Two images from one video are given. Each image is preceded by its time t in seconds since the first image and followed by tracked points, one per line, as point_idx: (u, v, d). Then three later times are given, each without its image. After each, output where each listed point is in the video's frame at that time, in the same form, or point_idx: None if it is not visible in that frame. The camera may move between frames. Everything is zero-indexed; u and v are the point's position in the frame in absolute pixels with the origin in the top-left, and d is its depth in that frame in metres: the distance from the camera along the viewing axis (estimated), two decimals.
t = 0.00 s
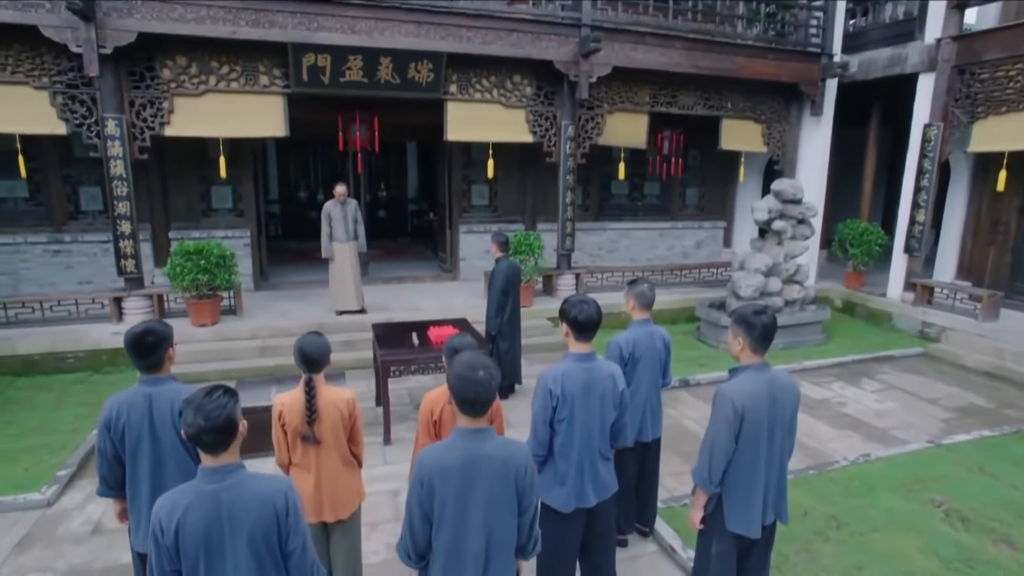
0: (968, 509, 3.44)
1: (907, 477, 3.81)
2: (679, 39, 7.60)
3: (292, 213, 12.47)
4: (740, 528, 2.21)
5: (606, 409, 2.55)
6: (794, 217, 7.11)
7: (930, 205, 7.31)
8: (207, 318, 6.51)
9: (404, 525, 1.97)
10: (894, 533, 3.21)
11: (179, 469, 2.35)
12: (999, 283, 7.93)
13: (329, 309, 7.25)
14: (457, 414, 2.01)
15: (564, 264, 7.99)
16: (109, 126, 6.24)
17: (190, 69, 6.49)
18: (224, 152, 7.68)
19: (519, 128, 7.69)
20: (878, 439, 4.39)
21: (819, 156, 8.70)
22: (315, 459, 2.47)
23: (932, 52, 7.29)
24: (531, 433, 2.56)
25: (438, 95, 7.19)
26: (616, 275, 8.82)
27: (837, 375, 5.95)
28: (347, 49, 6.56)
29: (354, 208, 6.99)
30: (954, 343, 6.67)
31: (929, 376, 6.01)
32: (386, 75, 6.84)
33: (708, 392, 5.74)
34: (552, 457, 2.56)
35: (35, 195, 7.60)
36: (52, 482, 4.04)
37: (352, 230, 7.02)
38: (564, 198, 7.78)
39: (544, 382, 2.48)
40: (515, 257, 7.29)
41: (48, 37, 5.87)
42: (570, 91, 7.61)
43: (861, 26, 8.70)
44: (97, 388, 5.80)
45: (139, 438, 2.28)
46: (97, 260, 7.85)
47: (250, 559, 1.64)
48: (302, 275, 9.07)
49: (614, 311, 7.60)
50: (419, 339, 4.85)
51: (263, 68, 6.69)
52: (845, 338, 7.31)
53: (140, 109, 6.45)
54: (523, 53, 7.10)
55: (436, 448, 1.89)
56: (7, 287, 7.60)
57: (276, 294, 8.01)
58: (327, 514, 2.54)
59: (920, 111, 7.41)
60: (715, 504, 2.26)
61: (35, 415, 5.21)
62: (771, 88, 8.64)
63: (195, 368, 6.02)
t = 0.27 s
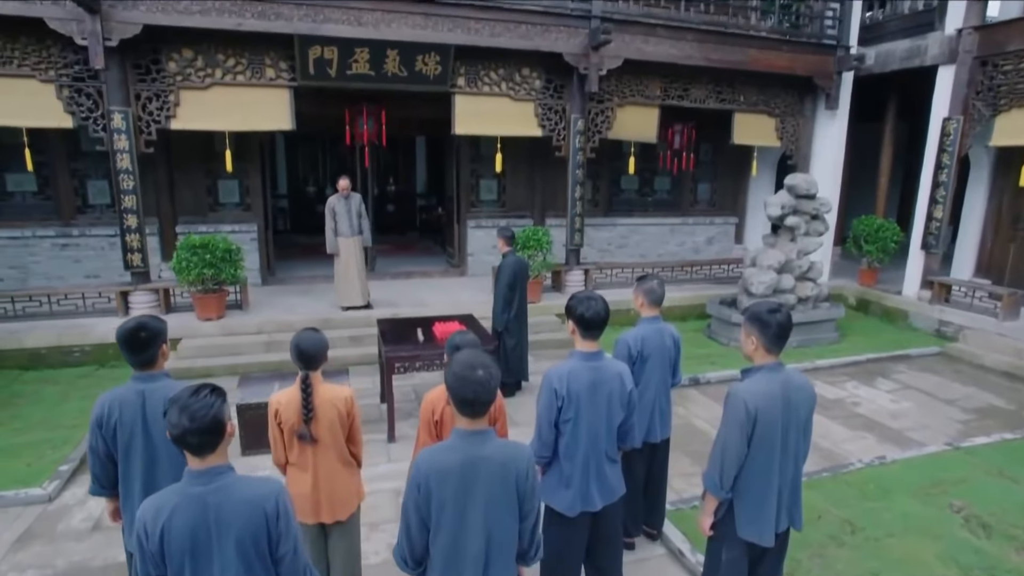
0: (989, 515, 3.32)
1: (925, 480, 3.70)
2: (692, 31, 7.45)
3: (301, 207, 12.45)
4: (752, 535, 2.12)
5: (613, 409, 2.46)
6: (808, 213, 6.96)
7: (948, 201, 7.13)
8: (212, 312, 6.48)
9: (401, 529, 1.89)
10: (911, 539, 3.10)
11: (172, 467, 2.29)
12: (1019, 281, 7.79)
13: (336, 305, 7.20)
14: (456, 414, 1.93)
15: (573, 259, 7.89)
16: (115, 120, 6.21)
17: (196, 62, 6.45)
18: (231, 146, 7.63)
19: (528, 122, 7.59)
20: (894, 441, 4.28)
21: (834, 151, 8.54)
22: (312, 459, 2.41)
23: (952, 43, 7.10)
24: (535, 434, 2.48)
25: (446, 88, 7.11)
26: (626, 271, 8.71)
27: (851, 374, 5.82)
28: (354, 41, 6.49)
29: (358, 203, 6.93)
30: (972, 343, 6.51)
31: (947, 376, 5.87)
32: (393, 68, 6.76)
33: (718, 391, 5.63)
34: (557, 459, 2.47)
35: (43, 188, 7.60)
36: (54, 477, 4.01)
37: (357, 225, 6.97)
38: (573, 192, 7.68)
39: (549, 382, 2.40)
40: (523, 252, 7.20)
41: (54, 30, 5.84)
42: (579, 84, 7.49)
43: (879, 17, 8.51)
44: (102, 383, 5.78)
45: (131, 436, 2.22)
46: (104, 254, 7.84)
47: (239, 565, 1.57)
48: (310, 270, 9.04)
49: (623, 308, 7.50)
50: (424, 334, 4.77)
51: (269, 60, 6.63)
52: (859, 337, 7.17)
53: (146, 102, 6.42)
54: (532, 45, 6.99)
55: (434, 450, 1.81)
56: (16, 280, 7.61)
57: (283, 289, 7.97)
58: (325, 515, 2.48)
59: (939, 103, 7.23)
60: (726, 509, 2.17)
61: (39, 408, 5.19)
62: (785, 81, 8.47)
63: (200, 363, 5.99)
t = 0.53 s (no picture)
0: (1011, 525, 3.20)
1: (944, 488, 3.57)
2: (703, 26, 7.33)
3: (310, 205, 12.44)
4: (765, 547, 2.02)
5: (620, 414, 2.37)
6: (822, 212, 6.81)
7: (967, 200, 6.95)
8: (218, 310, 6.46)
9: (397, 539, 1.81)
10: (931, 549, 2.99)
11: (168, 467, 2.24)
12: None
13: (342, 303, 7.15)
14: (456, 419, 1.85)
15: (582, 258, 7.79)
16: (122, 117, 6.18)
17: (203, 59, 6.41)
18: (238, 143, 7.61)
19: (536, 119, 7.50)
20: (911, 446, 4.15)
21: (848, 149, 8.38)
22: (309, 462, 2.35)
23: (972, 38, 6.93)
24: (539, 439, 2.39)
25: (453, 85, 7.03)
26: (635, 270, 8.61)
27: (866, 377, 5.69)
28: (361, 38, 6.43)
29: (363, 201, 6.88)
30: (991, 345, 6.35)
31: (965, 379, 5.72)
32: (400, 65, 6.70)
33: (729, 393, 5.52)
34: (562, 465, 2.39)
35: (52, 186, 7.61)
36: (55, 476, 3.98)
37: (363, 223, 6.92)
38: (582, 191, 7.59)
39: (555, 385, 2.31)
40: (531, 251, 7.11)
41: (61, 26, 5.82)
42: (589, 80, 7.38)
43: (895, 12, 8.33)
44: (108, 380, 5.76)
45: (123, 437, 2.17)
46: (113, 251, 7.84)
47: None
48: (317, 268, 9.00)
49: (632, 307, 7.40)
50: (429, 334, 4.70)
51: (276, 57, 6.58)
52: (874, 338, 7.02)
53: (153, 99, 6.39)
54: (541, 41, 6.89)
55: (431, 457, 1.73)
56: (25, 278, 7.63)
57: (290, 287, 7.94)
58: (322, 520, 2.41)
59: (959, 100, 7.06)
60: (737, 520, 2.07)
61: (45, 406, 5.18)
62: (799, 78, 8.31)
63: (206, 361, 5.96)
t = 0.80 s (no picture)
0: None
1: (961, 496, 3.47)
2: (713, 23, 7.22)
3: (317, 205, 12.42)
4: (777, 559, 1.94)
5: (626, 419, 2.29)
6: (833, 212, 6.67)
7: (983, 200, 6.81)
8: (223, 310, 6.43)
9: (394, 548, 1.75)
10: (948, 560, 2.89)
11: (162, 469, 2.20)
12: None
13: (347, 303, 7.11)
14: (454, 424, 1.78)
15: (589, 259, 7.71)
16: (127, 115, 6.17)
17: (208, 57, 6.39)
18: (244, 142, 7.58)
19: (544, 118, 7.43)
20: (926, 452, 4.04)
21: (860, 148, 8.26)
22: (306, 467, 2.29)
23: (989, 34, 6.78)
24: (543, 444, 2.32)
25: (460, 83, 6.98)
26: (643, 271, 8.52)
27: (879, 380, 5.57)
28: (366, 36, 6.38)
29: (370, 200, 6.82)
30: (1007, 348, 6.22)
31: (981, 383, 5.59)
32: (406, 63, 6.64)
33: (739, 396, 5.42)
34: (567, 471, 2.32)
35: (59, 185, 7.62)
36: (56, 477, 3.95)
37: (370, 223, 6.87)
38: (590, 190, 7.51)
39: (559, 389, 2.24)
40: (537, 251, 7.04)
41: (67, 25, 5.81)
42: (597, 78, 7.30)
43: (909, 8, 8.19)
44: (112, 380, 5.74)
45: (116, 440, 2.12)
46: (119, 250, 7.84)
47: None
48: (323, 268, 8.97)
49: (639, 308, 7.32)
50: (433, 334, 4.64)
51: (282, 55, 6.55)
52: (887, 340, 6.89)
53: (158, 98, 6.37)
54: (548, 39, 6.82)
55: (428, 464, 1.66)
56: (33, 277, 7.64)
57: (295, 287, 7.91)
58: (320, 526, 2.36)
59: (975, 97, 6.91)
60: (748, 530, 1.99)
61: (49, 405, 5.16)
62: (810, 76, 8.19)
63: (210, 361, 5.93)
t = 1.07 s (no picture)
0: None
1: (980, 505, 3.35)
2: (724, 20, 7.11)
3: (325, 205, 12.41)
4: (790, 573, 1.85)
5: (633, 425, 2.21)
6: (847, 212, 6.54)
7: (1001, 200, 6.66)
8: (228, 309, 6.40)
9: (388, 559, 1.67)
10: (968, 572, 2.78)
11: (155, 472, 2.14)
12: None
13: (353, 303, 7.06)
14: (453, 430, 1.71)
15: (597, 259, 7.62)
16: (133, 114, 6.15)
17: (214, 56, 6.36)
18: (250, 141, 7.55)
19: (552, 116, 7.35)
20: (943, 459, 3.93)
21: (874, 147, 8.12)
22: (302, 472, 2.23)
23: (1008, 31, 6.64)
24: (546, 450, 2.23)
25: (467, 82, 6.91)
26: (652, 271, 8.41)
27: (894, 384, 5.45)
28: (373, 34, 6.32)
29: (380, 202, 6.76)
30: None
31: (998, 387, 5.45)
32: (413, 61, 6.58)
33: (749, 400, 5.32)
34: (571, 479, 2.24)
35: (67, 183, 7.63)
36: (57, 477, 3.92)
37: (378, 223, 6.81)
38: (598, 190, 7.42)
39: (563, 393, 2.16)
40: (545, 251, 6.96)
41: (73, 23, 5.80)
42: (605, 76, 7.20)
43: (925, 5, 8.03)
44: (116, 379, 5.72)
45: (106, 443, 2.07)
46: (126, 249, 7.83)
47: None
48: (330, 267, 8.93)
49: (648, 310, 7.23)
50: (437, 336, 4.57)
51: (288, 54, 6.51)
52: (901, 343, 6.76)
53: (164, 96, 6.34)
54: (557, 36, 6.73)
55: (424, 473, 1.58)
56: (40, 276, 7.65)
57: (302, 286, 7.87)
58: (316, 533, 2.29)
59: (993, 96, 6.76)
60: (760, 543, 1.90)
61: (52, 404, 5.14)
62: (823, 73, 8.05)
63: (214, 361, 5.89)
